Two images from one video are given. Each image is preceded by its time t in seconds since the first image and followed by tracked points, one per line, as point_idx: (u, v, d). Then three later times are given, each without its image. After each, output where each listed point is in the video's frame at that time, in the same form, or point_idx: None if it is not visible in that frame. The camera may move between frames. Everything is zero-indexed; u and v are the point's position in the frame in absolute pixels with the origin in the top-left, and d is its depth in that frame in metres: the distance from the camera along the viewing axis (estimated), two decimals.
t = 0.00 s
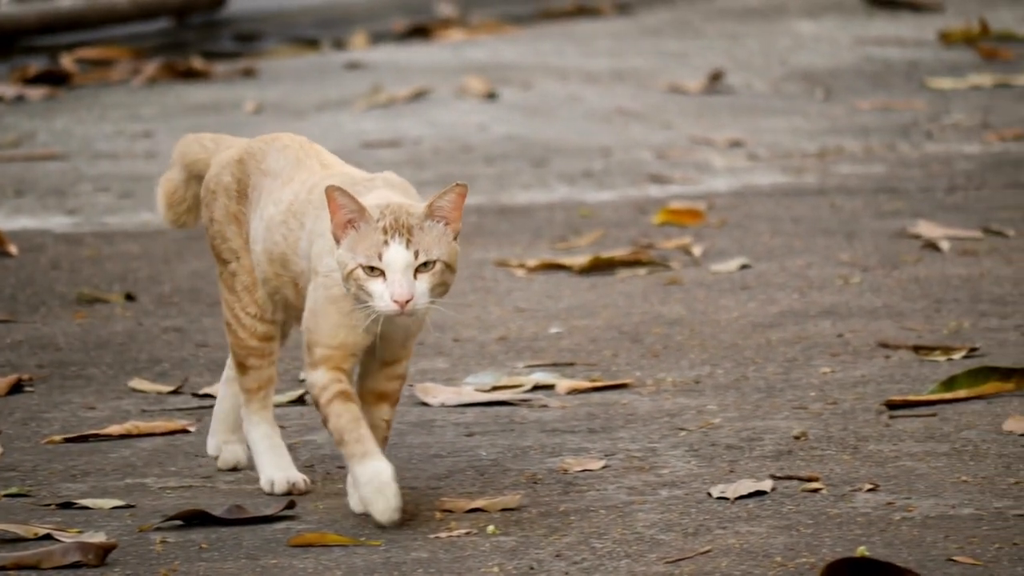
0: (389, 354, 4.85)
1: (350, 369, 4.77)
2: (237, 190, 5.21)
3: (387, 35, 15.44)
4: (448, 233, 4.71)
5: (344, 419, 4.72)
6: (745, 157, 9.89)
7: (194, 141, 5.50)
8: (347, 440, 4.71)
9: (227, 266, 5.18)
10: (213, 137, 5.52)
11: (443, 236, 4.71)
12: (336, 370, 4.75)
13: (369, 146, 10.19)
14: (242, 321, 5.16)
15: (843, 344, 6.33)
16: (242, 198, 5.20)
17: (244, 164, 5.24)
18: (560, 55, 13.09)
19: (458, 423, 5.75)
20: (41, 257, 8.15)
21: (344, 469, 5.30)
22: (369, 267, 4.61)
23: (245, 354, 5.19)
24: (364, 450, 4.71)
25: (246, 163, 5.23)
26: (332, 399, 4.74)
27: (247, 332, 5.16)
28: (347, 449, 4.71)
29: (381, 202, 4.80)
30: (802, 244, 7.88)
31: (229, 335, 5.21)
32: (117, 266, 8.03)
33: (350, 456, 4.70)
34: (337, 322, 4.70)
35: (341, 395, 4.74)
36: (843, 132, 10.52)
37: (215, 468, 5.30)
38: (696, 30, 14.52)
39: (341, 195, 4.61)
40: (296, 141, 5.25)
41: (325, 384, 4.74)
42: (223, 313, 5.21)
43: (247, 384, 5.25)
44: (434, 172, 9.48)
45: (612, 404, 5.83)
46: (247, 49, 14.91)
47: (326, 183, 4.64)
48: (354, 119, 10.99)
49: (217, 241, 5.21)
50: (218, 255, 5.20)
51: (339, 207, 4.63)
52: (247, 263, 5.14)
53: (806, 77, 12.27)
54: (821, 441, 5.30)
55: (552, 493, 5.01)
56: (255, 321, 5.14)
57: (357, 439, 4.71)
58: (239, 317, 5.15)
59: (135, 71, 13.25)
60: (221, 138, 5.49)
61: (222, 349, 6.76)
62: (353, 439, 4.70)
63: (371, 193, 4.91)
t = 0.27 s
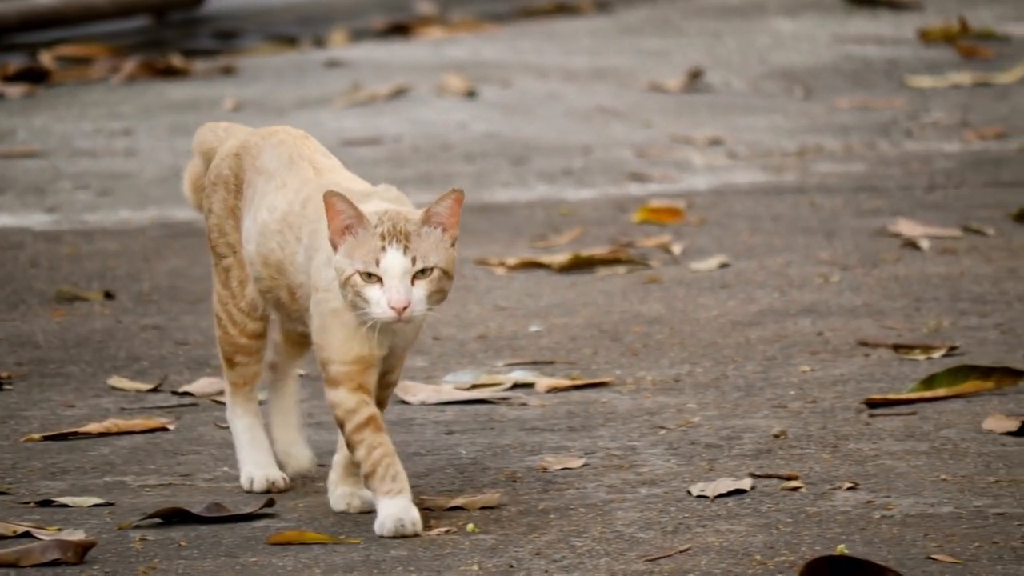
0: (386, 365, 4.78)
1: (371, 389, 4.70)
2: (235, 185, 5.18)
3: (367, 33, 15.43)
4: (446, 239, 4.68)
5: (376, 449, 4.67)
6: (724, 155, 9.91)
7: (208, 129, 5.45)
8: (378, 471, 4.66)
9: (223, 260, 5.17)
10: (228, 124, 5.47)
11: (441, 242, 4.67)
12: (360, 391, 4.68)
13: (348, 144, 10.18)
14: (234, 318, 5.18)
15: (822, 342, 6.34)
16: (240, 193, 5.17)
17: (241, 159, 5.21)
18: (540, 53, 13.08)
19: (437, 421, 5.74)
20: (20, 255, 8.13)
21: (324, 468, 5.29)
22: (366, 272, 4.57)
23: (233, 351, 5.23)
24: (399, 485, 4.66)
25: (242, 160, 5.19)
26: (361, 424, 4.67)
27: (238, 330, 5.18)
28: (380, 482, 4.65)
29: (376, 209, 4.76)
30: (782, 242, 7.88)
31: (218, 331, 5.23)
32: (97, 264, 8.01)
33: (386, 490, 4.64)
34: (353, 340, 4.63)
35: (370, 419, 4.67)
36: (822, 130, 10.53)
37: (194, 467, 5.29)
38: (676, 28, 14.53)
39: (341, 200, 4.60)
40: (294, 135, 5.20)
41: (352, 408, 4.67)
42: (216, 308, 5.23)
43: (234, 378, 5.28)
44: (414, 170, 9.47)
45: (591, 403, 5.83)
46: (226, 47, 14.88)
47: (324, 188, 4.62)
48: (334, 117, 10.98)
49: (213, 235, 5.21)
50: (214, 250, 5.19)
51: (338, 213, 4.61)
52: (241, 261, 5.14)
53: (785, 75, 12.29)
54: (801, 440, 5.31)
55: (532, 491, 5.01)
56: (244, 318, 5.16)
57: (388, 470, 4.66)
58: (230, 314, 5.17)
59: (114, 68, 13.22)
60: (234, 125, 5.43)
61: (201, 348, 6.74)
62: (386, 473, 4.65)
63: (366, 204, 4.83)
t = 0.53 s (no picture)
0: (382, 366, 4.76)
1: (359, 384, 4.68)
2: (238, 184, 5.18)
3: (347, 31, 15.41)
4: (445, 249, 4.68)
5: (358, 445, 4.67)
6: (704, 153, 9.92)
7: (217, 133, 5.44)
8: (359, 467, 4.67)
9: (221, 262, 5.14)
10: (237, 129, 5.46)
11: (441, 253, 4.67)
12: (345, 384, 4.66)
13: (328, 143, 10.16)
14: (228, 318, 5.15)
15: (802, 341, 6.35)
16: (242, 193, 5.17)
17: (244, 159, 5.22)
18: (520, 51, 13.08)
19: (417, 419, 5.74)
20: None
21: (304, 466, 5.29)
22: (367, 282, 4.55)
23: (223, 352, 5.19)
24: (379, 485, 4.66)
25: (245, 159, 5.20)
26: (345, 417, 4.66)
27: (231, 329, 5.15)
28: (363, 478, 4.66)
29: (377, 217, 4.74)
30: (762, 241, 7.89)
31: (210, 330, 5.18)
32: (76, 262, 7.99)
33: (366, 486, 4.65)
34: (342, 333, 4.61)
35: (354, 415, 4.66)
36: (802, 129, 10.55)
37: (174, 464, 5.28)
38: (656, 27, 14.54)
39: (340, 211, 4.56)
40: (297, 137, 5.21)
41: (337, 400, 4.65)
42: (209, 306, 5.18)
43: (222, 376, 5.22)
44: (394, 169, 9.46)
45: (571, 401, 5.84)
46: (206, 45, 14.86)
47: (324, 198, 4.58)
48: (314, 115, 10.97)
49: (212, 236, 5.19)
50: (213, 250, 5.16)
51: (338, 222, 4.58)
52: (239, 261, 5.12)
53: (765, 74, 12.30)
54: (781, 438, 5.32)
55: (512, 489, 5.01)
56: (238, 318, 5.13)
57: (370, 466, 4.67)
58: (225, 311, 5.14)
59: (94, 66, 13.18)
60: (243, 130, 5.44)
61: (181, 346, 6.73)
62: (368, 470, 4.66)
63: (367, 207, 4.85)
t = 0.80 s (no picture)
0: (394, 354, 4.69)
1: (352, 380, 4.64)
2: (249, 187, 5.13)
3: (330, 27, 15.40)
4: (450, 247, 4.64)
5: (347, 439, 4.64)
6: (688, 149, 9.93)
7: (231, 140, 5.39)
8: (347, 462, 4.65)
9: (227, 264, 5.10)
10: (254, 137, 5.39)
11: (446, 251, 4.63)
12: (339, 380, 4.63)
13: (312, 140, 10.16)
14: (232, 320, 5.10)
15: (786, 337, 6.36)
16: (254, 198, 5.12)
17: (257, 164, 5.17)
18: (504, 48, 13.08)
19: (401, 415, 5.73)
20: None
21: (288, 462, 5.28)
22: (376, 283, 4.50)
23: (222, 350, 5.14)
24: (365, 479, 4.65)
25: (258, 163, 5.15)
26: (336, 412, 4.63)
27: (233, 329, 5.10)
28: (351, 473, 4.65)
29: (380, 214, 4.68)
30: (745, 237, 7.90)
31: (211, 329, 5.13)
32: (60, 258, 7.97)
33: (352, 481, 4.64)
34: (338, 331, 4.57)
35: (344, 411, 4.63)
36: (786, 125, 10.55)
37: (158, 461, 5.27)
38: (639, 23, 14.54)
39: (347, 209, 4.50)
40: (310, 144, 5.16)
41: (329, 394, 4.62)
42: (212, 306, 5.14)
43: (219, 371, 5.17)
44: (378, 165, 9.46)
45: (555, 397, 5.84)
46: (190, 42, 14.83)
47: (330, 196, 4.53)
48: (297, 111, 10.96)
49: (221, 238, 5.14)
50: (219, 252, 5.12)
51: (344, 221, 4.52)
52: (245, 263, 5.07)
53: (749, 70, 12.31)
54: (765, 433, 5.32)
55: (496, 485, 5.01)
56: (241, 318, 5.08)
57: (359, 462, 4.65)
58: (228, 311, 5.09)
59: (77, 62, 13.15)
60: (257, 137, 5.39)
61: (165, 343, 6.72)
62: (355, 465, 4.65)
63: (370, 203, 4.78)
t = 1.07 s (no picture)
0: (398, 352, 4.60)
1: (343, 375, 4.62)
2: (258, 182, 5.12)
3: (311, 17, 15.36)
4: (449, 239, 4.58)
5: (333, 431, 4.64)
6: (668, 139, 9.93)
7: (237, 132, 5.36)
8: (332, 453, 4.64)
9: (236, 259, 5.12)
10: (257, 127, 5.36)
11: (445, 243, 4.57)
12: (331, 375, 4.60)
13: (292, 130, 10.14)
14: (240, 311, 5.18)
15: (767, 326, 6.37)
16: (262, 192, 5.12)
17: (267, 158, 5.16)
18: (485, 38, 13.06)
19: (382, 405, 5.73)
20: None
21: (268, 452, 5.27)
22: (377, 275, 4.45)
23: (233, 337, 5.23)
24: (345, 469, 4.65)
25: (267, 157, 5.14)
26: (324, 406, 4.62)
27: (243, 323, 5.17)
28: (332, 463, 4.64)
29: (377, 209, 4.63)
30: (726, 226, 7.91)
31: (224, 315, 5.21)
32: (40, 248, 7.95)
33: (333, 471, 4.63)
34: (331, 330, 4.54)
35: (332, 406, 4.62)
36: (766, 115, 10.56)
37: (139, 451, 5.25)
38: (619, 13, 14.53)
39: (343, 204, 4.45)
40: (321, 140, 5.14)
41: (320, 388, 4.60)
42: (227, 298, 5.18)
43: (230, 352, 5.28)
44: (359, 155, 9.44)
45: (537, 386, 5.84)
46: (170, 32, 14.79)
47: (326, 191, 4.48)
48: (278, 102, 10.94)
49: (231, 232, 5.15)
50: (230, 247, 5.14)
51: (340, 216, 4.47)
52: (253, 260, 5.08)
53: (730, 60, 12.31)
54: (746, 423, 5.33)
55: (477, 475, 5.01)
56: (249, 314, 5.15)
57: (343, 453, 4.65)
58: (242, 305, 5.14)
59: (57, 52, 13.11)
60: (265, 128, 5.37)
61: (146, 333, 6.71)
62: (339, 456, 4.64)
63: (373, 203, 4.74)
